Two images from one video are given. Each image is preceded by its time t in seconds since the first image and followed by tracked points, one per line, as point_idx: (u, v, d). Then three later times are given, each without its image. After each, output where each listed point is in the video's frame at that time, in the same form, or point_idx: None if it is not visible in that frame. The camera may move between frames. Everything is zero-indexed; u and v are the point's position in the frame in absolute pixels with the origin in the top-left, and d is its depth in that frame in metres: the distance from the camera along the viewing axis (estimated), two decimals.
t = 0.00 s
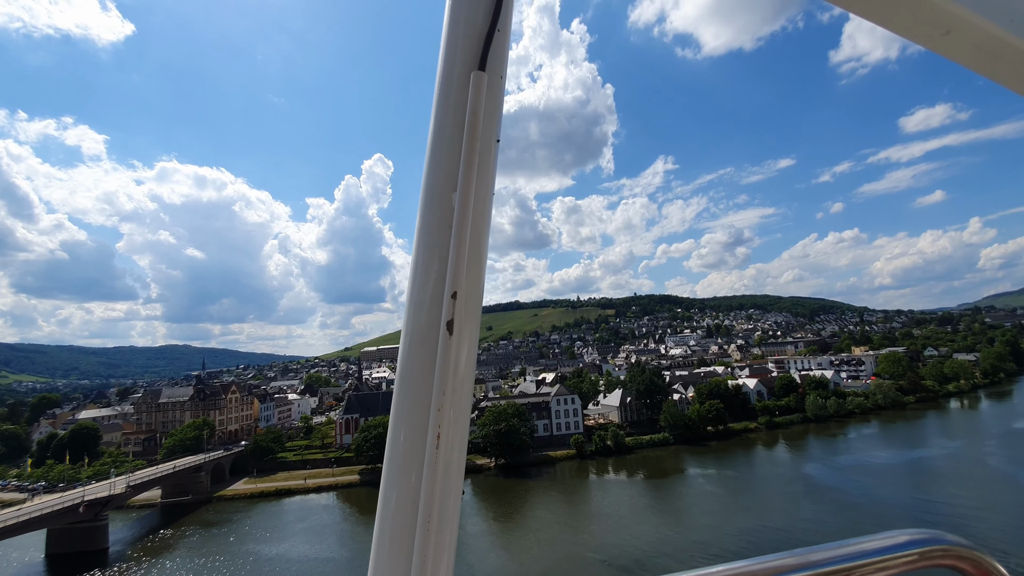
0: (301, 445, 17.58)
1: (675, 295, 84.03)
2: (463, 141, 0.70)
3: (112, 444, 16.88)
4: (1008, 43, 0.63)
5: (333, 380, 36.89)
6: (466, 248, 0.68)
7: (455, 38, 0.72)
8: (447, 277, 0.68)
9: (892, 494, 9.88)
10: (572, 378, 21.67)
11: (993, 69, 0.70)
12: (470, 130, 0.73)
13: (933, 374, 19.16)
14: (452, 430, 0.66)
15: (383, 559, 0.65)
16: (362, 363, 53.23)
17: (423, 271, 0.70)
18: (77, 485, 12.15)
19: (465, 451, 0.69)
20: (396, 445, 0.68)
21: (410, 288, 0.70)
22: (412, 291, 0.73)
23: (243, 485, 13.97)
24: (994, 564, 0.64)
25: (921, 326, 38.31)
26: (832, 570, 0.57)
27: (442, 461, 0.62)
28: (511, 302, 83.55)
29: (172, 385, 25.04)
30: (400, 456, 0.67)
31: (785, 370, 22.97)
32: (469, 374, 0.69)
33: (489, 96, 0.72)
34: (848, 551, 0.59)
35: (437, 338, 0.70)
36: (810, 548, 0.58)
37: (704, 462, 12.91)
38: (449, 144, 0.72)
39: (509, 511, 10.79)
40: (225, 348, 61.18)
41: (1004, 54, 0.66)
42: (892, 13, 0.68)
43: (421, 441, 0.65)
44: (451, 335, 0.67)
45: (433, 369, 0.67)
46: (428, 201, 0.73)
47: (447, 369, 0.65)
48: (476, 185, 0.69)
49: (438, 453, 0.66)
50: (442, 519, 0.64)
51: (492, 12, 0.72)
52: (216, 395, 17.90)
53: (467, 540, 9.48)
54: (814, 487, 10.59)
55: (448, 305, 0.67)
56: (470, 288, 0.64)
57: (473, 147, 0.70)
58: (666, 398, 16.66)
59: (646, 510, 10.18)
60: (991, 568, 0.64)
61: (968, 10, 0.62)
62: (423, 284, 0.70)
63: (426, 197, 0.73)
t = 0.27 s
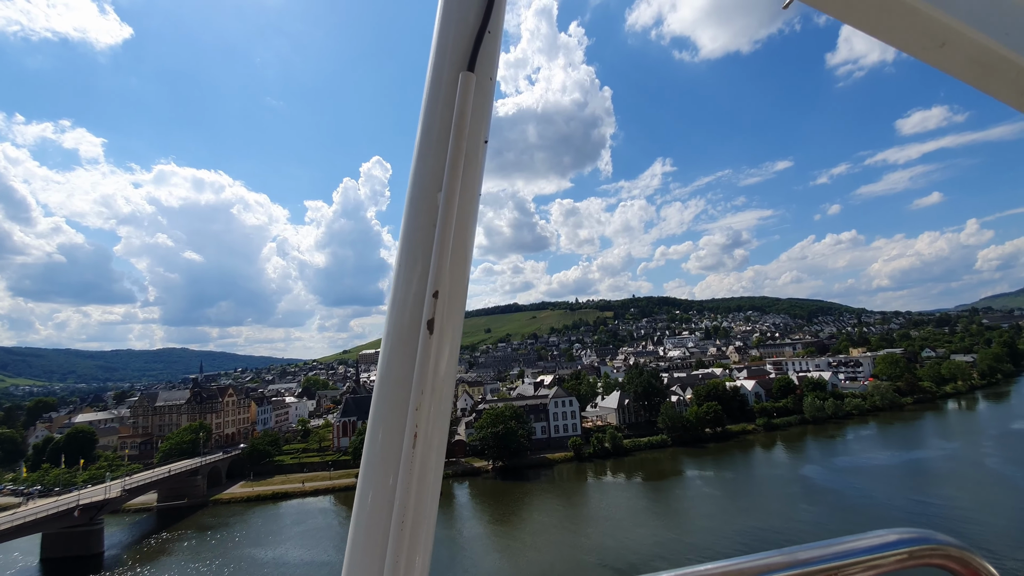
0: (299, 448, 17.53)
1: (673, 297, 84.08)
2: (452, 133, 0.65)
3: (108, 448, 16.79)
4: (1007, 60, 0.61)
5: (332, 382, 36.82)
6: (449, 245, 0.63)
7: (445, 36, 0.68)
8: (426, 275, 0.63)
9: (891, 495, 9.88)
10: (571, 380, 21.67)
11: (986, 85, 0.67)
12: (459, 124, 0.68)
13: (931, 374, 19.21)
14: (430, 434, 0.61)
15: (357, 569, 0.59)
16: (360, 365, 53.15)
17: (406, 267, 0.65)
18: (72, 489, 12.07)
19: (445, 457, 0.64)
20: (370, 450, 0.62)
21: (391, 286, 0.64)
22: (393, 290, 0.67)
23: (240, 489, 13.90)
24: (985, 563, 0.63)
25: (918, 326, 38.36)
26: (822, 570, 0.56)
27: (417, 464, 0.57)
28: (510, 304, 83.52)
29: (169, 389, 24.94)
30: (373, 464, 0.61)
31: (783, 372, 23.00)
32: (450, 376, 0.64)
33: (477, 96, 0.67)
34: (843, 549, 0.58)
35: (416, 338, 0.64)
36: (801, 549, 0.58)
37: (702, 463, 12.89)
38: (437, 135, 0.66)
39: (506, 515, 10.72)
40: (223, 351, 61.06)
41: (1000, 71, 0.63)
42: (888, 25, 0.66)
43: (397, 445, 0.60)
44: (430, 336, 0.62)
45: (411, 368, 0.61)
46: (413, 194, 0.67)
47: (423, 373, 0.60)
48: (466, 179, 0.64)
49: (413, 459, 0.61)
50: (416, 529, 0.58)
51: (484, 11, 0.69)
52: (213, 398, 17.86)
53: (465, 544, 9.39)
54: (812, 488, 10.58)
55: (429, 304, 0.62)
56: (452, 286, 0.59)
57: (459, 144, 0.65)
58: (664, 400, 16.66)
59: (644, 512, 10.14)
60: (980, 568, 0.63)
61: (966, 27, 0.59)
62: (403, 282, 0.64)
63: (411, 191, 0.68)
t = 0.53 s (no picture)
0: (296, 451, 17.48)
1: (671, 299, 84.07)
2: (439, 136, 0.64)
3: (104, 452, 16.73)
4: (1005, 73, 0.57)
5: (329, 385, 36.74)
6: (435, 245, 0.61)
7: (435, 39, 0.67)
8: (410, 275, 0.62)
9: (889, 496, 9.87)
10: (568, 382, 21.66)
11: (988, 100, 0.64)
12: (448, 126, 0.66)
13: (928, 375, 19.21)
14: (411, 434, 0.59)
15: (331, 568, 0.57)
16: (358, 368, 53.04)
17: (391, 266, 0.63)
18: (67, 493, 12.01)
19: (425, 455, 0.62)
20: (350, 449, 0.61)
21: (376, 284, 0.63)
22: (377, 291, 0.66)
23: (237, 492, 13.85)
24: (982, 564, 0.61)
25: (916, 328, 38.32)
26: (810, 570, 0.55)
27: (392, 464, 0.56)
28: (508, 306, 83.48)
29: (166, 392, 24.88)
30: (353, 462, 0.60)
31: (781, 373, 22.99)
32: (433, 374, 0.63)
33: (466, 99, 0.66)
34: (837, 550, 0.57)
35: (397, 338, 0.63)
36: (794, 549, 0.57)
37: (700, 465, 12.87)
38: (425, 137, 0.65)
39: (504, 517, 10.70)
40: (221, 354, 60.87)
41: (998, 83, 0.60)
42: (878, 39, 0.63)
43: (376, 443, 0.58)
44: (412, 335, 0.61)
45: (391, 366, 0.60)
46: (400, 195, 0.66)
47: (404, 371, 0.59)
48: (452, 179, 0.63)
49: (391, 457, 0.59)
50: (392, 527, 0.57)
51: (475, 15, 0.68)
52: (210, 401, 17.84)
53: (463, 546, 9.36)
54: (810, 489, 10.58)
55: (412, 304, 0.61)
56: (435, 286, 0.58)
57: (447, 144, 0.64)
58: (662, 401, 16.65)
59: (642, 514, 10.12)
60: (978, 569, 0.61)
61: (961, 36, 0.56)
62: (388, 282, 0.63)
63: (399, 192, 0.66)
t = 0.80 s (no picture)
0: (293, 454, 17.42)
1: (670, 300, 84.07)
2: (426, 128, 0.60)
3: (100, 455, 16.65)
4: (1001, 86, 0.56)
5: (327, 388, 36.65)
6: (419, 244, 0.58)
7: (426, 33, 0.63)
8: (392, 274, 0.58)
9: (888, 497, 9.85)
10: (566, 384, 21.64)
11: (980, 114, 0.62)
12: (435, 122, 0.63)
13: (925, 376, 19.22)
14: (388, 435, 0.56)
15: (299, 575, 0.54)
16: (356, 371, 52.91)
17: (374, 263, 0.59)
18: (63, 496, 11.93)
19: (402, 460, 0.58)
20: (324, 451, 0.57)
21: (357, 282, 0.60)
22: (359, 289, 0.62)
23: (233, 495, 13.78)
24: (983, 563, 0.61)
25: (914, 329, 38.37)
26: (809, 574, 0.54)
27: (366, 468, 0.52)
28: (507, 308, 83.39)
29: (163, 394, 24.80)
30: (325, 465, 0.56)
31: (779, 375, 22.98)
32: (413, 378, 0.59)
33: (456, 95, 0.62)
34: (842, 552, 0.56)
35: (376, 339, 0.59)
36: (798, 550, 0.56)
37: (699, 466, 12.85)
38: (412, 131, 0.61)
39: (502, 519, 10.65)
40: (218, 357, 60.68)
41: (994, 98, 0.59)
42: (874, 47, 0.61)
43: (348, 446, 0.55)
44: (391, 335, 0.57)
45: (368, 367, 0.56)
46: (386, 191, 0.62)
47: (382, 372, 0.56)
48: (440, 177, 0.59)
49: (366, 461, 0.56)
50: (363, 532, 0.54)
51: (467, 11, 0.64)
52: (207, 404, 17.86)
53: (461, 549, 9.32)
54: (808, 491, 10.57)
55: (391, 304, 0.57)
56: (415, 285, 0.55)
57: (432, 141, 0.60)
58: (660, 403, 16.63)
59: (640, 516, 10.09)
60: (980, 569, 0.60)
61: (960, 49, 0.55)
62: (370, 280, 0.59)
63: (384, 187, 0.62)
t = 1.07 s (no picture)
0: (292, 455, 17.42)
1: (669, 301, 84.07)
2: (411, 128, 0.59)
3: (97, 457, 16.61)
4: (998, 94, 0.54)
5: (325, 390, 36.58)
6: (402, 241, 0.57)
7: (415, 31, 0.62)
8: (375, 271, 0.57)
9: (887, 497, 9.85)
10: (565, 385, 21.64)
11: (980, 123, 0.61)
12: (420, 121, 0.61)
13: (924, 376, 19.22)
14: (365, 434, 0.55)
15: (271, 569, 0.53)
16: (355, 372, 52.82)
17: (356, 260, 0.58)
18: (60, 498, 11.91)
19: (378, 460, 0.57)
20: (300, 447, 0.56)
21: (339, 279, 0.58)
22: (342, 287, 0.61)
23: (231, 497, 13.75)
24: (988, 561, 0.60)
25: (912, 329, 38.38)
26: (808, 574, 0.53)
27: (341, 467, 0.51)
28: (506, 310, 83.38)
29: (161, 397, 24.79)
30: (301, 462, 0.55)
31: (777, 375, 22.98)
32: (393, 377, 0.58)
33: (443, 96, 0.61)
34: (840, 550, 0.55)
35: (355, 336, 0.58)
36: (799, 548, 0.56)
37: (697, 467, 12.84)
38: (395, 133, 0.60)
39: (500, 520, 10.64)
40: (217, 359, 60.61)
41: (989, 107, 0.57)
42: (871, 51, 0.60)
43: (324, 441, 0.53)
44: (371, 332, 0.56)
45: (347, 362, 0.55)
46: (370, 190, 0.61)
47: (360, 369, 0.55)
48: (424, 173, 0.58)
49: (342, 456, 0.55)
50: (338, 528, 0.53)
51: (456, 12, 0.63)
52: (204, 405, 17.94)
53: (459, 551, 9.30)
54: (806, 491, 10.56)
55: (370, 302, 0.56)
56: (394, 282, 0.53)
57: (419, 140, 0.59)
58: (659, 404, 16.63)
59: (638, 517, 10.08)
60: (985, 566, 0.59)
61: (958, 58, 0.53)
62: (351, 276, 0.58)
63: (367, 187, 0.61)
